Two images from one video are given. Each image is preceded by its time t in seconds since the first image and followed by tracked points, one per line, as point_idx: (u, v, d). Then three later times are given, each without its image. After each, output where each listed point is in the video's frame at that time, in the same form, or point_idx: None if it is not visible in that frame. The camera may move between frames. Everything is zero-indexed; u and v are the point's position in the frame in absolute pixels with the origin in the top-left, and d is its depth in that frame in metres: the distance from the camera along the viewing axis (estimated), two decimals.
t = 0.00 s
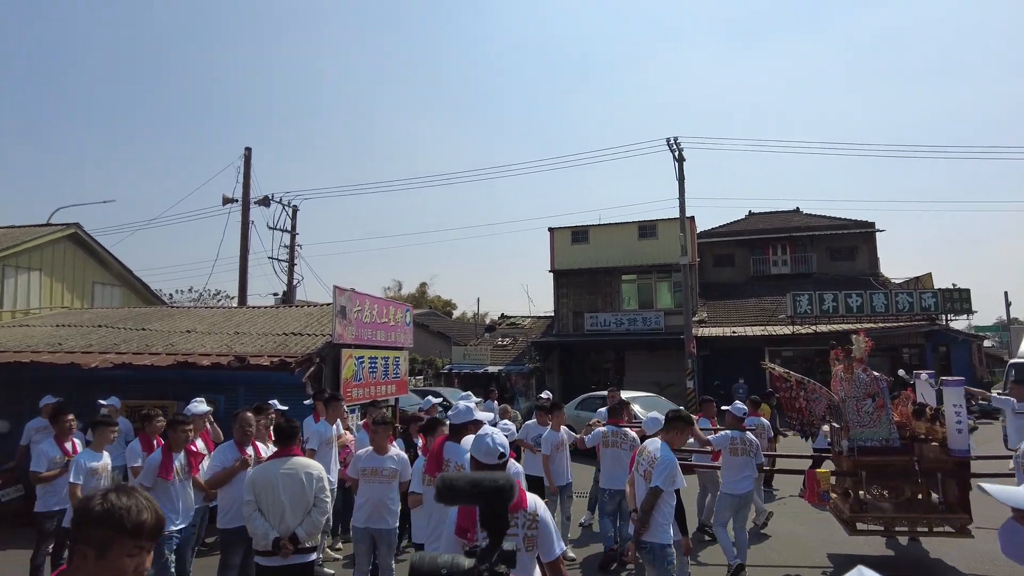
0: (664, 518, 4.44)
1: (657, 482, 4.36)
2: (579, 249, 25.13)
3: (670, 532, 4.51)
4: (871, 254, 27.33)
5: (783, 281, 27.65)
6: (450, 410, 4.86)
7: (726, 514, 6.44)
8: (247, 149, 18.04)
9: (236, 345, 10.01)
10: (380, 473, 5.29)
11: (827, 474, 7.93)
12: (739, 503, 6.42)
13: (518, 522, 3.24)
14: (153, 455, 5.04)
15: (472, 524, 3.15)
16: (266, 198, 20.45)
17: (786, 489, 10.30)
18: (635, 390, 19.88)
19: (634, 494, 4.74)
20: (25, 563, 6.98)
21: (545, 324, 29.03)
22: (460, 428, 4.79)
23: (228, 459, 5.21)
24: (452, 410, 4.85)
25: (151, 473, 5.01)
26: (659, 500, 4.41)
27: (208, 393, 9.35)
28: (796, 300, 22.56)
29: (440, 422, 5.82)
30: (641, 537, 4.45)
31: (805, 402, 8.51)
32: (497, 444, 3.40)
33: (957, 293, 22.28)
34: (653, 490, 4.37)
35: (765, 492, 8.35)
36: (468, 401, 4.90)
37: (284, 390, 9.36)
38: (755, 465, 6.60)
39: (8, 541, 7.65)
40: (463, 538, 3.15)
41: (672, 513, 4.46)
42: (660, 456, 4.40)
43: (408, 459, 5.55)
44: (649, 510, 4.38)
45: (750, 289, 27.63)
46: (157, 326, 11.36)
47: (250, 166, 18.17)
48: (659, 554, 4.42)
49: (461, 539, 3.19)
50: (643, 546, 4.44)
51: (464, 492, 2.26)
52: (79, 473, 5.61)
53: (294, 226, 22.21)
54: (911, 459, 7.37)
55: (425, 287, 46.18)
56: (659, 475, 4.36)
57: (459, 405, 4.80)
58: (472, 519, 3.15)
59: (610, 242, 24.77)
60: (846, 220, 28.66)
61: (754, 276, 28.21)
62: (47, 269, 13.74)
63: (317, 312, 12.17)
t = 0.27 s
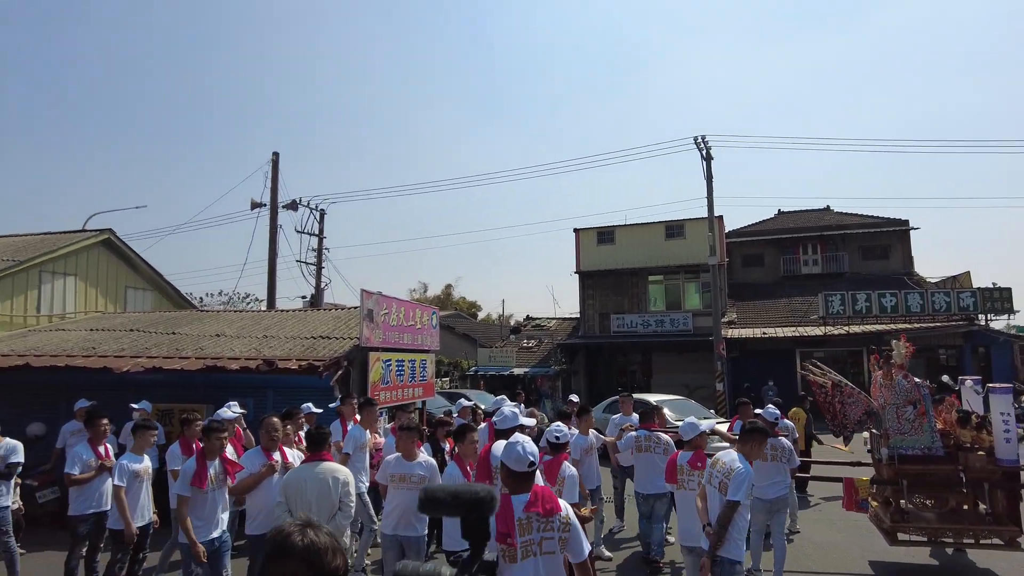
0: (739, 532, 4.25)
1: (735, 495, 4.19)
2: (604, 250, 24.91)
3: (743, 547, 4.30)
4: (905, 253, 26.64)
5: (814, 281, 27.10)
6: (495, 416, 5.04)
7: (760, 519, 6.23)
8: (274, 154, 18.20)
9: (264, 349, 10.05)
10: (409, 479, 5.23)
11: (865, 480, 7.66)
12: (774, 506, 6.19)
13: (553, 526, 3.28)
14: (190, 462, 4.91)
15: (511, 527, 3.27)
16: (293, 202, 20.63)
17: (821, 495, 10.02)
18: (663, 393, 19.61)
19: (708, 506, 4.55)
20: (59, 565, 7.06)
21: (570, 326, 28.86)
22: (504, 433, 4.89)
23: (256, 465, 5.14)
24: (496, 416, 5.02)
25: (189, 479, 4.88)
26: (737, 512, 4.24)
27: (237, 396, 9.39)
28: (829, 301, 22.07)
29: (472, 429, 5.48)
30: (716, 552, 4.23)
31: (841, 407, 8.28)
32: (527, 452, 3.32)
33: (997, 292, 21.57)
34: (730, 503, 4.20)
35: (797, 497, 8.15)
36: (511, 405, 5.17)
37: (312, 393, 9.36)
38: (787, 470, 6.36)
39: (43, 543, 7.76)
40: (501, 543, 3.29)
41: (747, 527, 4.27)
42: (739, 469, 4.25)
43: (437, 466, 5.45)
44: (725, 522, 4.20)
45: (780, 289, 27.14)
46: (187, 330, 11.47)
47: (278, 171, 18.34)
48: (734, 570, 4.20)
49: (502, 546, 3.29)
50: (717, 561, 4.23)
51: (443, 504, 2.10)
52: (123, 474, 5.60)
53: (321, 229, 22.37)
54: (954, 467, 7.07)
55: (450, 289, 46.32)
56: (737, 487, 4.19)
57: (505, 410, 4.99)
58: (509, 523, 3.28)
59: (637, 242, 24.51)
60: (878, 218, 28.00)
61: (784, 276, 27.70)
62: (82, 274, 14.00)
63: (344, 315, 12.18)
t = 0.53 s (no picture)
0: (818, 536, 4.03)
1: (810, 495, 4.02)
2: (623, 252, 24.68)
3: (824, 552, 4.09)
4: (931, 253, 26.09)
5: (837, 282, 26.63)
6: (543, 418, 4.78)
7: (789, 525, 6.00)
8: (293, 157, 18.26)
9: (283, 351, 10.02)
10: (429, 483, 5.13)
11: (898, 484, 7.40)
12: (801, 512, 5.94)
13: (576, 522, 3.40)
14: (223, 470, 4.67)
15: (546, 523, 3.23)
16: (312, 206, 20.69)
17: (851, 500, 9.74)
18: (684, 396, 19.32)
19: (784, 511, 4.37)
20: (78, 568, 7.04)
21: (589, 328, 28.64)
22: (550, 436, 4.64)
23: (274, 467, 5.08)
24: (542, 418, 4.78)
25: (222, 488, 4.64)
26: (813, 515, 4.04)
27: (257, 399, 9.35)
28: (853, 302, 21.67)
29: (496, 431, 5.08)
30: (795, 558, 4.03)
31: (873, 412, 8.03)
32: (554, 450, 3.34)
33: None
34: (806, 504, 4.01)
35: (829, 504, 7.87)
36: (557, 407, 4.95)
37: (331, 396, 9.29)
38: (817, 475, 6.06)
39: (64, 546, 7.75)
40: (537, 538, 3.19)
41: (827, 531, 4.05)
42: (814, 468, 4.07)
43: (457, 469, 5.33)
44: (802, 524, 4.01)
45: (803, 290, 26.69)
46: (207, 333, 11.48)
47: (297, 175, 18.41)
48: None
49: (535, 540, 3.20)
50: (796, 565, 4.02)
51: (422, 495, 2.33)
52: (149, 476, 5.53)
53: (339, 233, 22.42)
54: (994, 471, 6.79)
55: (468, 293, 46.28)
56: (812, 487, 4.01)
57: (549, 412, 4.76)
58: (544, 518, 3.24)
59: (656, 244, 24.26)
60: (903, 218, 27.48)
61: (807, 277, 27.24)
62: (103, 278, 14.11)
63: (363, 318, 12.13)
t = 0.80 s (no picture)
0: (889, 528, 3.92)
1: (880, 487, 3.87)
2: (634, 247, 24.46)
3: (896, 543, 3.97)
4: (946, 247, 25.69)
5: (851, 277, 26.32)
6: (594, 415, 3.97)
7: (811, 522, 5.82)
8: (302, 152, 18.16)
9: (293, 346, 9.92)
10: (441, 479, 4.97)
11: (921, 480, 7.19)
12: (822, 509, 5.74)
13: (579, 511, 3.34)
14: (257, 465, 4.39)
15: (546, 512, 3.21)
16: (321, 201, 20.61)
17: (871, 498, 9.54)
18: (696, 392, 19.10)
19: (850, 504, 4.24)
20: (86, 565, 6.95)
21: (599, 324, 28.44)
22: (606, 437, 3.87)
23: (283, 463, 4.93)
24: (595, 416, 3.92)
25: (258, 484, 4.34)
26: (884, 507, 3.91)
27: (266, 395, 9.25)
28: (868, 297, 21.39)
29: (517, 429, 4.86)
30: (867, 551, 3.90)
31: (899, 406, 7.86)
32: (554, 442, 3.29)
33: None
34: (876, 496, 3.87)
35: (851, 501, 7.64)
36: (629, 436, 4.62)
37: (341, 391, 9.18)
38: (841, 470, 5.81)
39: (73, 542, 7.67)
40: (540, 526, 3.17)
41: (898, 522, 3.95)
42: (884, 459, 3.93)
43: (470, 466, 5.17)
44: (872, 516, 3.87)
45: (816, 286, 26.38)
46: (216, 328, 11.40)
47: (306, 170, 18.32)
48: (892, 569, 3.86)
49: (537, 529, 3.19)
50: (869, 559, 3.89)
51: (394, 473, 2.07)
52: (161, 472, 5.43)
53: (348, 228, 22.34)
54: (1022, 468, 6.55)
55: (477, 289, 46.22)
56: (883, 478, 3.87)
57: (604, 410, 3.88)
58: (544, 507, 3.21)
59: (667, 239, 24.03)
60: (918, 212, 27.09)
61: (819, 273, 26.94)
62: (112, 273, 14.05)
63: (373, 313, 12.02)
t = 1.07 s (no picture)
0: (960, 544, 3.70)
1: (954, 503, 3.63)
2: (640, 246, 24.38)
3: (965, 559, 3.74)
4: (954, 246, 25.53)
5: (858, 276, 26.19)
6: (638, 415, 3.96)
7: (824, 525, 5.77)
8: (308, 151, 18.15)
9: (299, 346, 9.90)
10: (450, 484, 4.90)
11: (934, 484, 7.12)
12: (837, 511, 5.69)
13: (564, 513, 3.33)
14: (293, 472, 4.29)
15: (528, 516, 3.20)
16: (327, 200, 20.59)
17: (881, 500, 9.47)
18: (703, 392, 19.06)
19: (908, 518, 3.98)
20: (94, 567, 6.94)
21: (604, 323, 28.41)
22: (649, 436, 3.89)
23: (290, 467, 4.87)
24: (638, 415, 3.93)
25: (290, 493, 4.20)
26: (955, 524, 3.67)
27: (273, 395, 9.23)
28: (875, 296, 21.30)
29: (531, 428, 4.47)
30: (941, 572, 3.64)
31: (912, 407, 7.82)
32: (533, 445, 3.31)
33: None
34: (950, 513, 3.62)
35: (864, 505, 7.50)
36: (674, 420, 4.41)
37: (348, 392, 9.15)
38: (855, 473, 5.78)
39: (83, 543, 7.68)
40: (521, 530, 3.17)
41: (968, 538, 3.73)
42: (956, 475, 3.69)
43: (479, 470, 5.11)
44: (946, 534, 3.62)
45: (823, 284, 26.27)
46: (222, 328, 11.39)
47: (312, 169, 18.30)
48: None
49: (519, 534, 3.18)
50: None
51: (368, 489, 2.58)
52: (171, 475, 5.42)
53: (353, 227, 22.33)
54: None
55: (481, 287, 46.21)
56: (956, 494, 3.64)
57: (647, 409, 3.88)
58: (526, 511, 3.20)
59: (673, 237, 23.95)
60: (926, 210, 26.93)
61: (826, 271, 26.81)
62: (119, 273, 14.07)
63: (379, 312, 11.99)
